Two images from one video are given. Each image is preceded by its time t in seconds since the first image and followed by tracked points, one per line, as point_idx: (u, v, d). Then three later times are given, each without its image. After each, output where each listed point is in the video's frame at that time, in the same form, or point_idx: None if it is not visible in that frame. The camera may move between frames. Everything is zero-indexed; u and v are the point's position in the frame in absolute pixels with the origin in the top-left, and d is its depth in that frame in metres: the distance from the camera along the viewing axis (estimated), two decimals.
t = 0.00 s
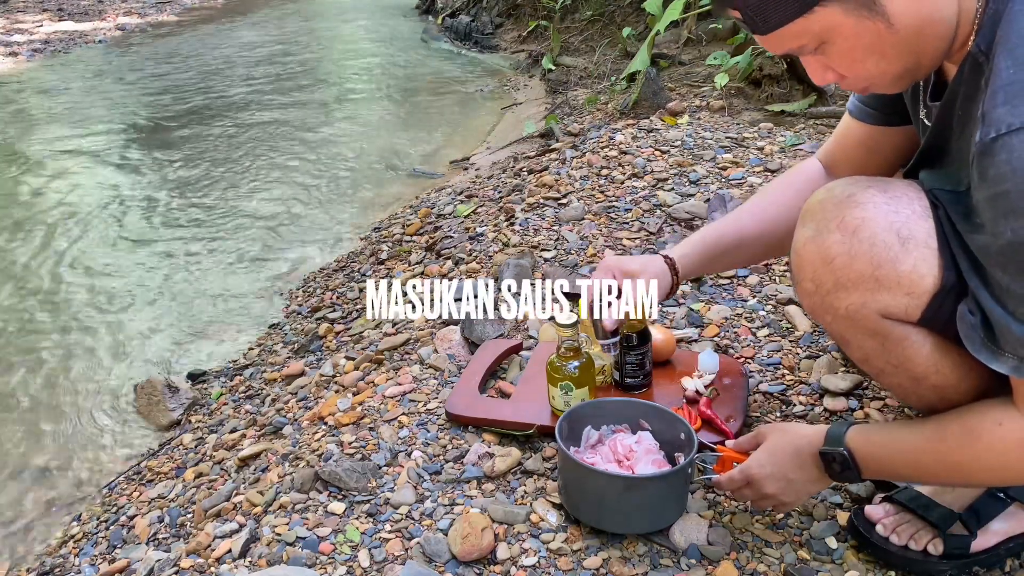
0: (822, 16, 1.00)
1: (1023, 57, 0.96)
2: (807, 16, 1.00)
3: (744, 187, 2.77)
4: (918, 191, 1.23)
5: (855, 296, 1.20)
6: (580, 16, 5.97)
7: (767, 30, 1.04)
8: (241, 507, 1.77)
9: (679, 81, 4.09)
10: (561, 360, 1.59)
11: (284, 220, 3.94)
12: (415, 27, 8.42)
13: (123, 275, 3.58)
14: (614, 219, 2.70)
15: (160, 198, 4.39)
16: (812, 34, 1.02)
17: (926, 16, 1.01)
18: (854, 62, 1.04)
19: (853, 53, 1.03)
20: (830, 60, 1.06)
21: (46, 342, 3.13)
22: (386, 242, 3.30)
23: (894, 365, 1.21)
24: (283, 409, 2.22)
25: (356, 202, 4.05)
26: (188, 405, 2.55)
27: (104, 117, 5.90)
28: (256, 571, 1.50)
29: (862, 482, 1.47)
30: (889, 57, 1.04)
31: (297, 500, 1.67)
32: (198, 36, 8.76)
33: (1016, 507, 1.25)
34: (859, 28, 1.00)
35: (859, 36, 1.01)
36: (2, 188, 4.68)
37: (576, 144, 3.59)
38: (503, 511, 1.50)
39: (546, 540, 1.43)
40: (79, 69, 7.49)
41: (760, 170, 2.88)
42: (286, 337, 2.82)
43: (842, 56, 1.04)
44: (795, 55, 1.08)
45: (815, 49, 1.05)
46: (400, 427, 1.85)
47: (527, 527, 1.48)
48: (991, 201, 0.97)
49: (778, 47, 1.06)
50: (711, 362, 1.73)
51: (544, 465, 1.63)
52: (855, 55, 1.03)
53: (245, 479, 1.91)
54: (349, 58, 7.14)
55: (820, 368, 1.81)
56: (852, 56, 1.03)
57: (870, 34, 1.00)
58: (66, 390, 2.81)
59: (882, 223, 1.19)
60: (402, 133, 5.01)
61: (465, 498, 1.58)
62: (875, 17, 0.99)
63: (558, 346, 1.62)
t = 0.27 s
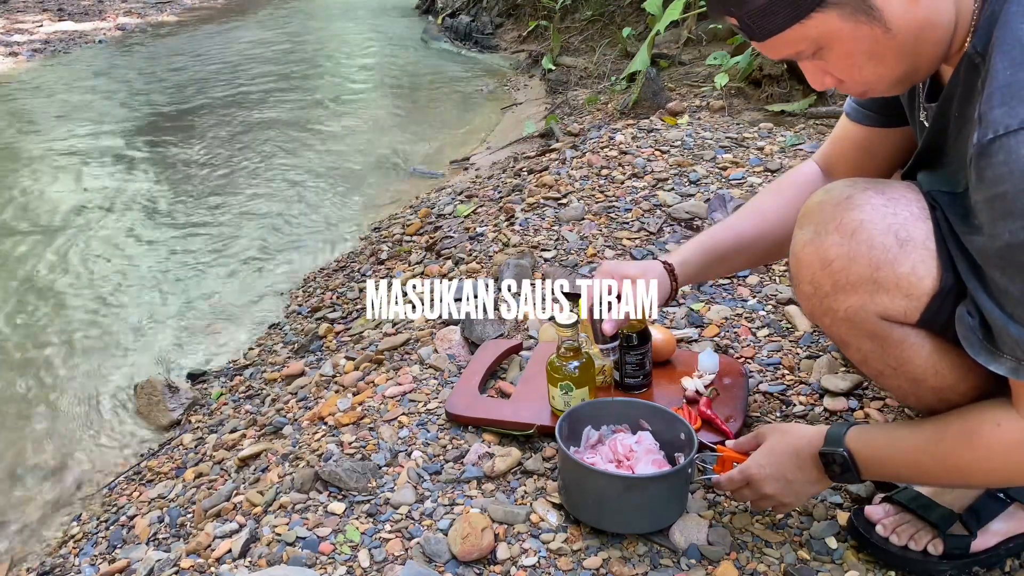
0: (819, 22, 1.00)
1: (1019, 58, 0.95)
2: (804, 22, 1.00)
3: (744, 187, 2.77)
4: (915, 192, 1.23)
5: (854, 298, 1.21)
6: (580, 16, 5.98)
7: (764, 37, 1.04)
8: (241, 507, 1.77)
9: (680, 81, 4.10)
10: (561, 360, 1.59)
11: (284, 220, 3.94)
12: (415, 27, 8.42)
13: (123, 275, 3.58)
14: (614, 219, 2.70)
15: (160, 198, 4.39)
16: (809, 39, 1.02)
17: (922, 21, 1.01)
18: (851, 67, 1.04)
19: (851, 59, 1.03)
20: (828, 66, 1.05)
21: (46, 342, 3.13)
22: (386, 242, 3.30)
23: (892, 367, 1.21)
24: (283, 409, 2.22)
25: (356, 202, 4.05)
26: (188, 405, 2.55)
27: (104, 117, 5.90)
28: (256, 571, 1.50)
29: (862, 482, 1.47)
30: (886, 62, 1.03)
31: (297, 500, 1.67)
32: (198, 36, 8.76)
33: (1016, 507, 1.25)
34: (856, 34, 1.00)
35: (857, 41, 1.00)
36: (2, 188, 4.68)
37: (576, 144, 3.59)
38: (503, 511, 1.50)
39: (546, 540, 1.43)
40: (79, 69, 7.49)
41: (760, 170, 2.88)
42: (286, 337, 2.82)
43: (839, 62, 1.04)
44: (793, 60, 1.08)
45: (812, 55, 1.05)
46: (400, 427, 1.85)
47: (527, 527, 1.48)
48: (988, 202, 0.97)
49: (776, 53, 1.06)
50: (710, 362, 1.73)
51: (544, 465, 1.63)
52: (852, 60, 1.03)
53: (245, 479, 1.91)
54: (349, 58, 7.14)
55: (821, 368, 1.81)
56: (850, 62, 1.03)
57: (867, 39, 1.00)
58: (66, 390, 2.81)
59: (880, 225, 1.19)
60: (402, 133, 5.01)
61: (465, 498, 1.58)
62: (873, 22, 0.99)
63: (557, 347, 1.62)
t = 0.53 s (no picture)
0: (817, 26, 1.00)
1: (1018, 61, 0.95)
2: (802, 27, 1.00)
3: (744, 187, 2.77)
4: (914, 194, 1.23)
5: (853, 300, 1.21)
6: (580, 16, 5.98)
7: (763, 41, 1.04)
8: (241, 507, 1.77)
9: (680, 81, 4.10)
10: (561, 360, 1.59)
11: (284, 220, 3.94)
12: (415, 27, 8.42)
13: (122, 275, 3.58)
14: (614, 219, 2.70)
15: (160, 198, 4.38)
16: (807, 43, 1.02)
17: (921, 23, 1.00)
18: (849, 70, 1.04)
19: (849, 62, 1.03)
20: (827, 69, 1.05)
21: (46, 342, 3.13)
22: (386, 242, 3.30)
23: (892, 368, 1.21)
24: (283, 409, 2.22)
25: (356, 202, 4.05)
26: (188, 405, 2.55)
27: (104, 117, 5.90)
28: (256, 571, 1.50)
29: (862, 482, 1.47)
30: (885, 66, 1.03)
31: (297, 500, 1.67)
32: (197, 36, 8.76)
33: (1016, 507, 1.25)
34: (854, 38, 1.00)
35: (855, 45, 1.00)
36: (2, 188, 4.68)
37: (576, 144, 3.59)
38: (503, 511, 1.50)
39: (546, 540, 1.43)
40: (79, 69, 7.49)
41: (760, 170, 2.88)
42: (286, 337, 2.82)
43: (837, 65, 1.04)
44: (792, 64, 1.08)
45: (811, 59, 1.05)
46: (400, 427, 1.85)
47: (527, 527, 1.48)
48: (987, 204, 0.97)
49: (775, 57, 1.06)
50: (710, 362, 1.73)
51: (544, 465, 1.63)
52: (850, 64, 1.03)
53: (245, 479, 1.91)
54: (349, 58, 7.14)
55: (821, 368, 1.81)
56: (848, 65, 1.03)
57: (865, 43, 1.00)
58: (66, 390, 2.81)
59: (879, 227, 1.19)
60: (402, 132, 5.01)
61: (465, 498, 1.58)
62: (870, 26, 0.99)
63: (558, 347, 1.62)
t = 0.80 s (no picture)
0: (812, 29, 1.00)
1: (1016, 64, 0.95)
2: (798, 28, 1.00)
3: (744, 187, 2.77)
4: (914, 195, 1.23)
5: (852, 302, 1.21)
6: (580, 16, 5.98)
7: (759, 42, 1.04)
8: (241, 507, 1.77)
9: (680, 81, 4.10)
10: (561, 360, 1.59)
11: (284, 220, 3.94)
12: (415, 27, 8.42)
13: (122, 275, 3.58)
14: (614, 219, 2.70)
15: (160, 198, 4.38)
16: (803, 45, 1.02)
17: (917, 25, 1.01)
18: (845, 72, 1.04)
19: (845, 64, 1.03)
20: (823, 70, 1.05)
21: (45, 343, 3.12)
22: (386, 242, 3.30)
23: (892, 370, 1.22)
24: (283, 409, 2.22)
25: (356, 202, 4.05)
26: (187, 405, 2.55)
27: (104, 117, 5.90)
28: (256, 571, 1.50)
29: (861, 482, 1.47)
30: (880, 68, 1.03)
31: (297, 500, 1.67)
32: (198, 36, 8.76)
33: (1015, 507, 1.25)
34: (850, 40, 1.00)
35: (850, 48, 1.00)
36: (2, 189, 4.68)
37: (576, 144, 3.59)
38: (504, 511, 1.50)
39: (546, 540, 1.43)
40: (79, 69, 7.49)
41: (761, 170, 2.88)
42: (286, 337, 2.82)
43: (833, 67, 1.04)
44: (787, 66, 1.08)
45: (808, 61, 1.05)
46: (400, 427, 1.85)
47: (527, 527, 1.48)
48: (984, 206, 0.97)
49: (770, 58, 1.06)
50: (710, 362, 1.73)
51: (544, 465, 1.63)
52: (846, 66, 1.03)
53: (245, 479, 1.91)
54: (349, 58, 7.14)
55: (821, 368, 1.81)
56: (844, 67, 1.03)
57: (861, 45, 1.00)
58: (65, 390, 2.81)
59: (878, 229, 1.18)
60: (402, 132, 5.01)
61: (465, 498, 1.58)
62: (866, 28, 0.99)
63: (557, 346, 1.62)
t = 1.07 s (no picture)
0: (809, 29, 1.00)
1: (1013, 64, 0.95)
2: (794, 29, 1.00)
3: (743, 187, 2.77)
4: (912, 195, 1.23)
5: (852, 303, 1.21)
6: (580, 16, 5.98)
7: (757, 43, 1.04)
8: (241, 507, 1.77)
9: (680, 81, 4.10)
10: (561, 360, 1.59)
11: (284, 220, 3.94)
12: (415, 27, 8.42)
13: (122, 275, 3.58)
14: (614, 219, 2.70)
15: (160, 198, 4.38)
16: (800, 46, 1.02)
17: (914, 25, 1.00)
18: (842, 73, 1.04)
19: (842, 65, 1.03)
20: (820, 71, 1.05)
21: (45, 343, 3.12)
22: (386, 242, 3.30)
23: (891, 370, 1.22)
24: (283, 409, 2.22)
25: (356, 202, 4.05)
26: (188, 405, 2.55)
27: (104, 117, 5.90)
28: (256, 571, 1.50)
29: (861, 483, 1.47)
30: (878, 68, 1.03)
31: (297, 500, 1.67)
32: (198, 36, 8.76)
33: (1015, 507, 1.25)
34: (846, 41, 1.00)
35: (847, 48, 1.00)
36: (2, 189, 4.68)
37: (576, 144, 3.59)
38: (503, 511, 1.50)
39: (546, 540, 1.43)
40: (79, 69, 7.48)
41: (760, 170, 2.88)
42: (286, 337, 2.82)
43: (830, 68, 1.04)
44: (785, 66, 1.08)
45: (804, 62, 1.05)
46: (400, 427, 1.85)
47: (527, 527, 1.48)
48: (982, 207, 0.97)
49: (767, 59, 1.06)
50: (711, 362, 1.73)
51: (544, 465, 1.63)
52: (843, 66, 1.03)
53: (245, 479, 1.91)
54: (349, 58, 7.14)
55: (821, 368, 1.81)
56: (841, 68, 1.03)
57: (858, 46, 1.00)
58: (65, 390, 2.81)
59: (877, 230, 1.18)
60: (402, 132, 5.01)
61: (465, 498, 1.58)
62: (862, 29, 0.98)
63: (557, 346, 1.62)
